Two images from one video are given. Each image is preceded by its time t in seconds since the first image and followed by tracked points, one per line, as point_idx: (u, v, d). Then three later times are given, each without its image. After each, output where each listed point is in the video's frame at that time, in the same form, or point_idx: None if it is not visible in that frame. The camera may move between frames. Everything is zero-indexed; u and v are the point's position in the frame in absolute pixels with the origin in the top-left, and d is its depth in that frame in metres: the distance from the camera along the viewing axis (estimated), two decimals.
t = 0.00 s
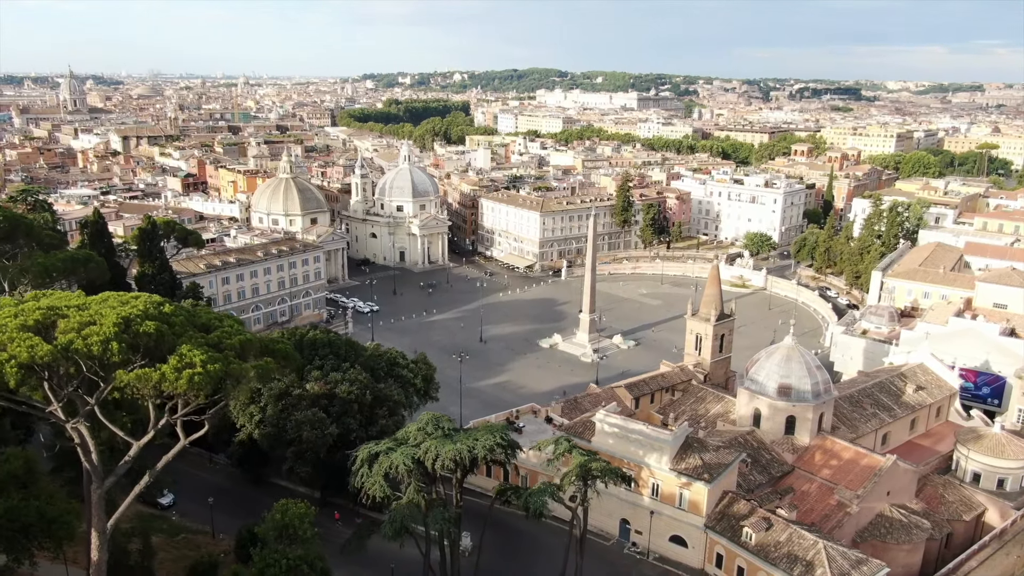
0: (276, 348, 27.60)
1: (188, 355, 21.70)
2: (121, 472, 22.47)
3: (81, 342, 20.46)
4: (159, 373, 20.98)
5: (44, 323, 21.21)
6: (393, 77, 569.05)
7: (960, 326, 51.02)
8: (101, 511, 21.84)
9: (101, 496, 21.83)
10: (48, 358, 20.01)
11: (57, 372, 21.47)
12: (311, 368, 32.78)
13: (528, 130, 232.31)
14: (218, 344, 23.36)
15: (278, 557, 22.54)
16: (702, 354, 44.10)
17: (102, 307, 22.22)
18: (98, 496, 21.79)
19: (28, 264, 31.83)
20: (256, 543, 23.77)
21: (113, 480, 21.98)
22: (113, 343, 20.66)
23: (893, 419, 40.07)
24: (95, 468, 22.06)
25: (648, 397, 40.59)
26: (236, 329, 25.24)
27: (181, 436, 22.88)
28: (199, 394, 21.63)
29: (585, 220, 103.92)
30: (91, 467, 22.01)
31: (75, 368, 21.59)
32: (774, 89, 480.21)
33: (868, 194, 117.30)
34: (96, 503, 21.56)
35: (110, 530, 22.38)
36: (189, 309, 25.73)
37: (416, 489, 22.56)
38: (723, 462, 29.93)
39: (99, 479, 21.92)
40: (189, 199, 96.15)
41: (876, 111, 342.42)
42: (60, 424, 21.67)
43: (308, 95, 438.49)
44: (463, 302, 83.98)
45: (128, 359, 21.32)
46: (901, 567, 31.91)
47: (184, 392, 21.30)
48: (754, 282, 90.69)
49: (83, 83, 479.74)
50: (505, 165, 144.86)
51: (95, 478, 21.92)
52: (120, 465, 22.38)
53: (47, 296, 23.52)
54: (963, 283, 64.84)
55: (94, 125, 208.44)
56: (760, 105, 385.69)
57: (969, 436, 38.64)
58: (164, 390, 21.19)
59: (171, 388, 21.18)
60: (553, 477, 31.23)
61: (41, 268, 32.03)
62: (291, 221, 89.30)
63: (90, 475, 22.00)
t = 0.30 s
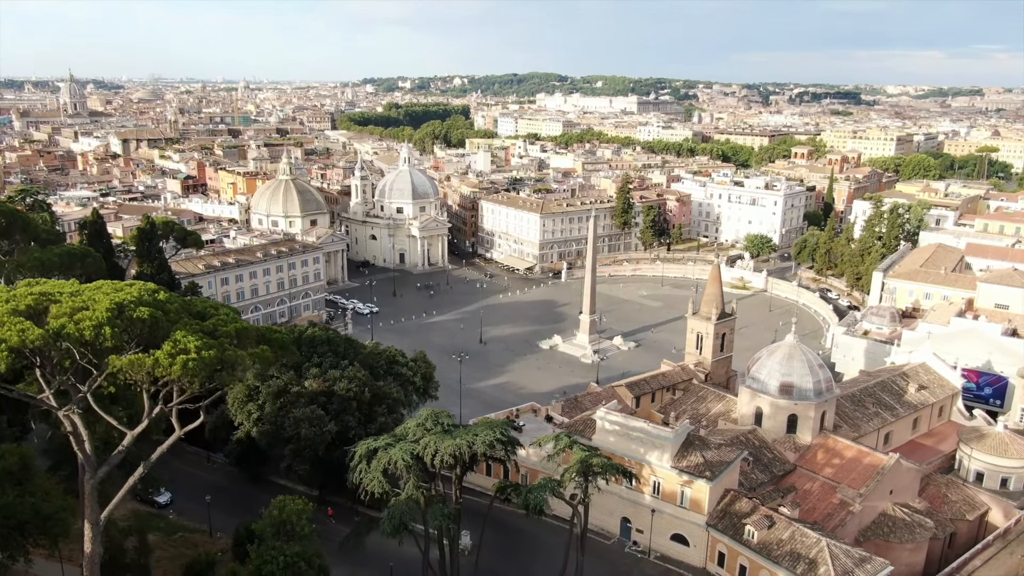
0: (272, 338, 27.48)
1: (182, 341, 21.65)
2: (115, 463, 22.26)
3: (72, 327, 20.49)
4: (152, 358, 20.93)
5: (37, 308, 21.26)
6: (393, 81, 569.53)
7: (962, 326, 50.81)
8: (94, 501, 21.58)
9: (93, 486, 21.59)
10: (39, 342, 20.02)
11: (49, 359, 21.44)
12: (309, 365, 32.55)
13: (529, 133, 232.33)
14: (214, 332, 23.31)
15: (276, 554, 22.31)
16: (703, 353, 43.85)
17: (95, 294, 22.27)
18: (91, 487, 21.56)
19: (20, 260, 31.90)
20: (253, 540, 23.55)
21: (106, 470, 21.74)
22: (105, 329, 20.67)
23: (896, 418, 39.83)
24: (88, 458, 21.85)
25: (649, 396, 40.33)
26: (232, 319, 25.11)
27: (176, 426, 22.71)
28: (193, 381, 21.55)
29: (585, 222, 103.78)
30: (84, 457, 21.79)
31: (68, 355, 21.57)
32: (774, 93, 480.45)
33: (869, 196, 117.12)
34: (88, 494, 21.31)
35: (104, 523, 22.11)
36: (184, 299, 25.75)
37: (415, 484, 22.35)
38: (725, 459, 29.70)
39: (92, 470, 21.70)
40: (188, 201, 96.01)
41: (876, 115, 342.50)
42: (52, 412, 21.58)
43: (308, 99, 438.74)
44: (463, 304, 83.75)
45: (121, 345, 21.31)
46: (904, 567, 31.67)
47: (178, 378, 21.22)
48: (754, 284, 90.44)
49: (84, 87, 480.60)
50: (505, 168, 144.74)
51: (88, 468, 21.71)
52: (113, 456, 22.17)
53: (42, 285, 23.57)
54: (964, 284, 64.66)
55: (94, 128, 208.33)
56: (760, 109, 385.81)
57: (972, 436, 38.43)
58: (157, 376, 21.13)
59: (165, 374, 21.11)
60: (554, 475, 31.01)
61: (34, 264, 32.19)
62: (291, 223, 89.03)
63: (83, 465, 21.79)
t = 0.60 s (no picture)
0: (268, 326, 27.46)
1: (177, 326, 21.69)
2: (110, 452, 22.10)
3: (66, 310, 20.55)
4: (147, 342, 20.93)
5: (30, 291, 21.34)
6: (394, 85, 570.14)
7: (965, 326, 50.61)
8: (88, 490, 21.40)
9: (88, 475, 21.43)
10: (31, 324, 20.10)
11: (44, 343, 21.50)
12: (308, 362, 32.36)
13: (529, 137, 232.45)
14: (210, 318, 23.36)
15: (274, 549, 22.10)
16: (705, 352, 43.61)
17: (90, 279, 22.35)
18: (85, 475, 21.40)
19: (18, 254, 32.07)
20: (251, 536, 23.34)
21: (100, 458, 21.58)
22: (99, 311, 20.74)
23: (898, 417, 39.60)
24: (82, 446, 21.72)
25: (651, 395, 40.11)
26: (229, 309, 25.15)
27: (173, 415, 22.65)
28: (188, 365, 21.55)
29: (586, 224, 103.62)
30: (77, 445, 21.65)
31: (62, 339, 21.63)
32: (774, 97, 480.67)
33: (870, 198, 116.96)
34: (82, 483, 21.16)
35: (98, 514, 21.88)
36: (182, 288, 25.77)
37: (414, 479, 22.11)
38: (728, 457, 29.46)
39: (85, 458, 21.54)
40: (188, 203, 95.86)
41: (876, 119, 342.60)
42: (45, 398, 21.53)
43: (309, 103, 439.29)
44: (463, 305, 83.49)
45: (114, 329, 21.35)
46: (908, 566, 31.39)
47: (172, 362, 21.24)
48: (755, 285, 90.20)
49: (85, 91, 481.15)
50: (505, 171, 144.66)
51: (82, 456, 21.52)
52: (108, 444, 22.03)
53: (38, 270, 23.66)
54: (966, 284, 64.44)
55: (95, 132, 208.25)
56: (760, 112, 386.26)
57: (976, 434, 38.20)
58: (153, 359, 21.11)
59: (159, 359, 21.10)
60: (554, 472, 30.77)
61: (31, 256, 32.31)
62: (291, 224, 88.80)
63: (77, 454, 21.64)
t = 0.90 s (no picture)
0: (266, 314, 27.42)
1: (173, 309, 21.71)
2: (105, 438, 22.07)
3: (58, 291, 20.59)
4: (141, 324, 20.97)
5: (23, 273, 21.31)
6: (394, 89, 570.60)
7: (966, 325, 50.40)
8: (83, 478, 21.38)
9: (82, 462, 21.43)
10: (23, 306, 20.10)
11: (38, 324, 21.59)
12: (307, 358, 32.19)
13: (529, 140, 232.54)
14: (207, 303, 23.39)
15: (272, 544, 21.89)
16: (705, 350, 43.40)
17: (84, 263, 22.35)
18: (79, 462, 21.37)
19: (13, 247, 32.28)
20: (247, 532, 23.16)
21: (94, 445, 21.62)
22: (93, 293, 20.85)
23: (901, 415, 39.39)
24: (76, 434, 21.78)
25: (652, 393, 39.92)
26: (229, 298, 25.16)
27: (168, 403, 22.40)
28: (184, 350, 21.58)
29: (586, 226, 103.48)
30: (72, 432, 21.76)
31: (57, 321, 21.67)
32: (773, 101, 481.05)
33: (870, 200, 116.79)
34: (77, 470, 21.15)
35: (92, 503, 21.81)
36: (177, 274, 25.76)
37: (413, 473, 21.90)
38: (730, 453, 29.23)
39: (80, 445, 21.51)
40: (188, 204, 95.73)
41: (875, 123, 342.88)
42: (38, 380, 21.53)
43: (309, 107, 439.58)
44: (463, 306, 83.29)
45: (108, 312, 21.37)
46: (911, 564, 31.13)
47: (167, 346, 21.28)
48: (755, 287, 90.04)
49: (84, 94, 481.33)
50: (505, 173, 144.54)
51: (75, 443, 21.48)
52: (103, 431, 21.99)
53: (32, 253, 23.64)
54: (967, 284, 64.28)
55: (95, 134, 208.04)
56: (759, 116, 386.77)
57: (978, 433, 37.99)
58: (147, 341, 21.13)
59: (154, 342, 21.14)
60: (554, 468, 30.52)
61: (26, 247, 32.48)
62: (290, 225, 88.63)
63: (71, 440, 21.59)
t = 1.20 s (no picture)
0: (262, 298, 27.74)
1: (168, 290, 22.03)
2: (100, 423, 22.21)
3: (53, 270, 20.82)
4: (137, 304, 21.20)
5: (17, 254, 21.55)
6: (394, 94, 570.79)
7: (967, 325, 50.21)
8: (78, 464, 21.31)
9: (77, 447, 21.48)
10: (17, 284, 20.33)
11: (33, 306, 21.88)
12: (306, 354, 31.97)
13: (528, 143, 232.51)
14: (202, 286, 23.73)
15: (270, 538, 21.66)
16: (706, 348, 43.21)
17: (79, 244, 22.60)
18: (74, 448, 21.43)
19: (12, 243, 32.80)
20: (245, 528, 22.91)
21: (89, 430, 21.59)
22: (87, 273, 21.11)
23: (903, 413, 39.18)
24: (72, 418, 21.79)
25: (652, 391, 39.72)
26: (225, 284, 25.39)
27: (164, 388, 23.08)
28: (179, 330, 21.82)
29: (586, 227, 103.37)
30: (69, 416, 21.80)
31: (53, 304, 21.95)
32: (773, 106, 481.70)
33: (870, 203, 116.72)
34: (71, 456, 21.17)
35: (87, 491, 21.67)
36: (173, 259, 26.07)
37: (413, 467, 21.73)
38: (732, 450, 29.01)
39: (75, 429, 21.62)
40: (187, 206, 95.54)
41: (875, 127, 343.07)
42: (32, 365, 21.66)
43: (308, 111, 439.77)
44: (463, 308, 83.13)
45: (104, 292, 21.67)
46: (914, 562, 30.90)
47: (162, 326, 21.52)
48: (756, 289, 89.90)
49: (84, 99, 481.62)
50: (505, 175, 144.46)
51: (71, 428, 21.57)
52: (99, 416, 22.14)
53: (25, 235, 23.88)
54: (968, 285, 64.09)
55: (95, 137, 207.93)
56: (759, 121, 387.11)
57: (981, 431, 37.77)
58: (142, 322, 21.36)
59: (149, 322, 21.36)
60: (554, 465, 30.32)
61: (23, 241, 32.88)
62: (290, 226, 88.47)
63: (66, 425, 21.67)
